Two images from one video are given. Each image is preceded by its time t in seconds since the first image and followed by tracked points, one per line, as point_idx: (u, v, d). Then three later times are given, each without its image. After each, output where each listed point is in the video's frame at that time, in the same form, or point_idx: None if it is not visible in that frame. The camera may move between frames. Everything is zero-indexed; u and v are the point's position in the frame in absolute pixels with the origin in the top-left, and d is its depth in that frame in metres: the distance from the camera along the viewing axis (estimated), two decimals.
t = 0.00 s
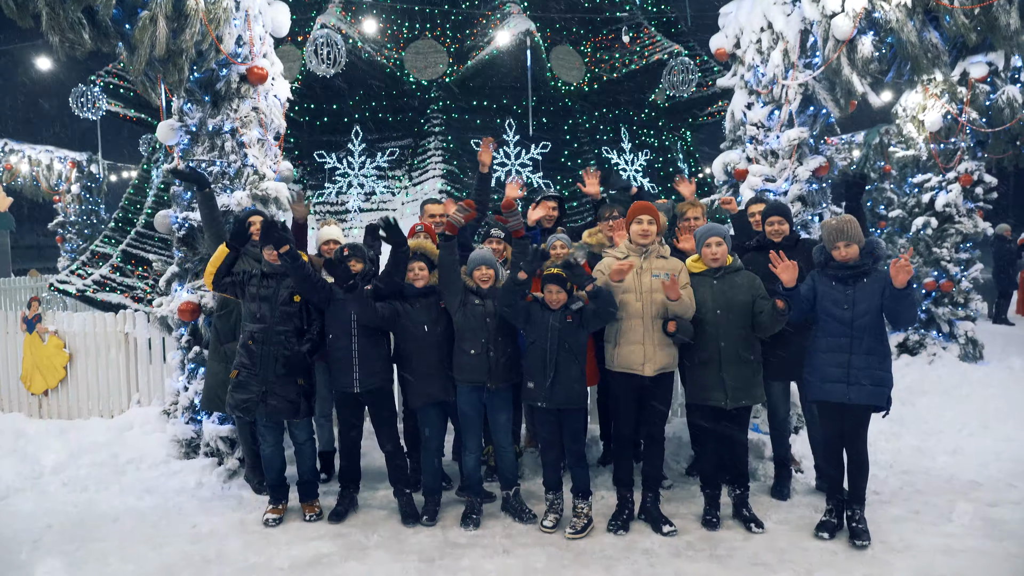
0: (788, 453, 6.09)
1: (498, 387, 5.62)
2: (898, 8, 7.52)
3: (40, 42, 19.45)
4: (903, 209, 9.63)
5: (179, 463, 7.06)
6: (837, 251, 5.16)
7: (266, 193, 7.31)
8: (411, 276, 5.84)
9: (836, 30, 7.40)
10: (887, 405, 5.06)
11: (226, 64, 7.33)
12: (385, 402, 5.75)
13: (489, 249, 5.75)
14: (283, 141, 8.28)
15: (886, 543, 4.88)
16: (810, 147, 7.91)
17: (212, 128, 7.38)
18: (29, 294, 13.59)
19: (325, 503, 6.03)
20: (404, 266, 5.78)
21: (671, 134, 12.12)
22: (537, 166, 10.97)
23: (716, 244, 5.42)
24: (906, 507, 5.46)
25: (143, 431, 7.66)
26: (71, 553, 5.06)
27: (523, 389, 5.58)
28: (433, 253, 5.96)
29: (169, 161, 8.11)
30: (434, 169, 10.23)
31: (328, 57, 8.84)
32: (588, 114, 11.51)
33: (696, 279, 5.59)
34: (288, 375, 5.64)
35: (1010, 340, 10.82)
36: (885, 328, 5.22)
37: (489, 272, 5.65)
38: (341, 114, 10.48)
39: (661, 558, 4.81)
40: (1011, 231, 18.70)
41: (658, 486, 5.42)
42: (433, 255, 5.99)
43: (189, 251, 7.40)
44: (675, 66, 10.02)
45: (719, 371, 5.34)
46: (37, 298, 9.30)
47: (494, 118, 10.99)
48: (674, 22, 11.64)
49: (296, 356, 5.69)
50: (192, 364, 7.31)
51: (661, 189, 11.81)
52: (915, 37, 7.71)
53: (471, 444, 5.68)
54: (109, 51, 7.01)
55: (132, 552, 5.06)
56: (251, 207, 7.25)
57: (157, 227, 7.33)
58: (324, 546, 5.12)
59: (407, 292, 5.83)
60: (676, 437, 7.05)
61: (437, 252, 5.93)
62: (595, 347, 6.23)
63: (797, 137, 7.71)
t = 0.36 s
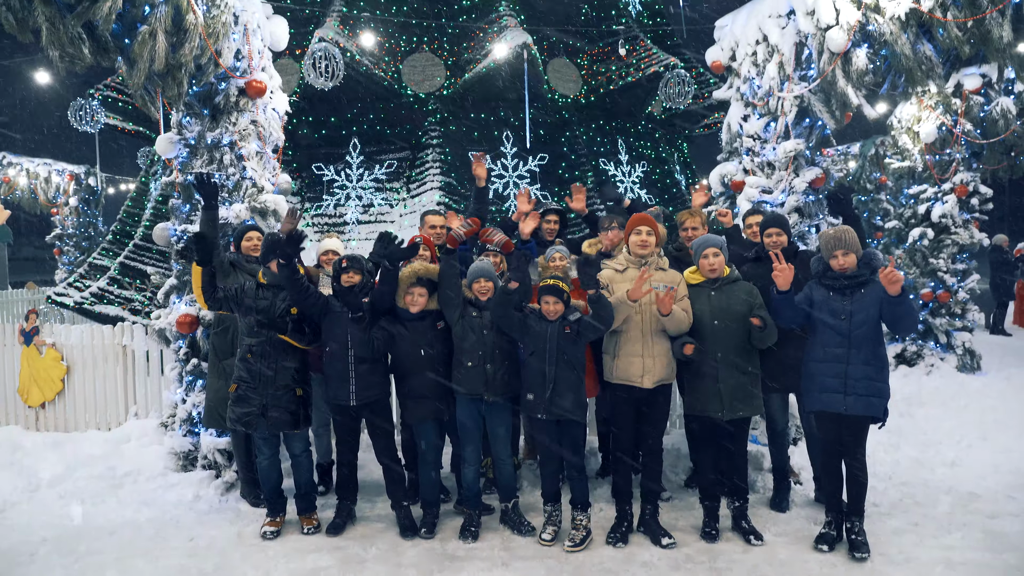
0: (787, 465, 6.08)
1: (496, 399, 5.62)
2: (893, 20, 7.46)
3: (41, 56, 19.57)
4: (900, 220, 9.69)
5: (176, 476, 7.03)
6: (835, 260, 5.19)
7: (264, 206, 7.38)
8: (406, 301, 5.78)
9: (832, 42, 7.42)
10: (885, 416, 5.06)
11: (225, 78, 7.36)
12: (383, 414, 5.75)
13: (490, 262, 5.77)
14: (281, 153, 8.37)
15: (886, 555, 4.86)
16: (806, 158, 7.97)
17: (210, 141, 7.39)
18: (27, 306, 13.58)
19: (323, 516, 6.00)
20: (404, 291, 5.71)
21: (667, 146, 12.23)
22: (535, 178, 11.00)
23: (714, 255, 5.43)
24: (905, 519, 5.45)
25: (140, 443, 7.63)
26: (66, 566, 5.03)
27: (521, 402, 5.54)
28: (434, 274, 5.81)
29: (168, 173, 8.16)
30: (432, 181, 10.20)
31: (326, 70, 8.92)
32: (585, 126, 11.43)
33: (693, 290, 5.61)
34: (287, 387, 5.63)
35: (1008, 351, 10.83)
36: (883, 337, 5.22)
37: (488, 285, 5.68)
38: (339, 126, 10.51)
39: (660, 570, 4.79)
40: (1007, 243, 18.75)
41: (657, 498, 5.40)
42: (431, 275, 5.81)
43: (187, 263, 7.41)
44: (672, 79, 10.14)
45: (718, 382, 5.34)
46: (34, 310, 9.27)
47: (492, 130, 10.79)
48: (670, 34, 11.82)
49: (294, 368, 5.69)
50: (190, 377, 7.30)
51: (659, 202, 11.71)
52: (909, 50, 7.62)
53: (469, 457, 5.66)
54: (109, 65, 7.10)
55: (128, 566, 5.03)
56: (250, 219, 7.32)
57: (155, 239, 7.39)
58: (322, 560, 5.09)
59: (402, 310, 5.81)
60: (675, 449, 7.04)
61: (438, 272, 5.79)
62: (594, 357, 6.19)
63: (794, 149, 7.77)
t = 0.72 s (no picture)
0: (789, 483, 6.04)
1: (497, 416, 5.59)
2: (893, 41, 7.40)
3: (47, 72, 19.75)
4: (902, 237, 9.70)
5: (175, 491, 7.01)
6: (834, 280, 5.19)
7: (267, 220, 7.40)
8: (410, 321, 5.77)
9: (832, 62, 7.37)
10: (887, 434, 5.04)
11: (230, 94, 7.46)
12: (382, 430, 5.74)
13: (492, 280, 5.69)
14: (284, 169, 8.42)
15: None
16: (807, 177, 8.00)
17: (214, 157, 7.49)
18: (29, 319, 13.60)
19: (322, 533, 5.97)
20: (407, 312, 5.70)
21: (670, 163, 12.15)
22: (537, 195, 11.12)
23: (716, 273, 5.44)
24: (908, 540, 5.41)
25: (140, 458, 7.62)
26: None
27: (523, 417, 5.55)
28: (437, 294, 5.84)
29: (171, 188, 8.20)
30: (434, 198, 10.23)
31: (330, 87, 8.99)
32: (588, 144, 11.44)
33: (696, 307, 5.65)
34: (286, 400, 5.61)
35: (1011, 370, 10.79)
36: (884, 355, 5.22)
37: (489, 302, 5.58)
38: (343, 142, 10.60)
39: None
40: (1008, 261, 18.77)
41: (658, 517, 5.36)
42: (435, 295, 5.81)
43: (190, 278, 7.44)
44: (673, 97, 10.15)
45: (719, 399, 5.33)
46: (37, 323, 9.29)
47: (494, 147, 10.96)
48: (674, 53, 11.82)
49: (292, 380, 5.66)
50: (190, 392, 7.29)
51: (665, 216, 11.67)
52: (909, 70, 7.57)
53: (469, 473, 5.64)
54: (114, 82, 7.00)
55: None
56: (252, 234, 7.32)
57: (158, 253, 7.42)
58: None
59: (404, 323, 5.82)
60: (676, 467, 7.01)
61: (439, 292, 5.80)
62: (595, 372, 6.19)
63: (795, 168, 7.79)
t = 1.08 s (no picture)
0: (789, 513, 5.99)
1: (492, 446, 5.55)
2: (885, 70, 7.29)
3: (50, 98, 19.94)
4: (899, 264, 9.71)
5: (169, 520, 6.94)
6: (831, 308, 5.19)
7: (265, 246, 7.53)
8: (403, 345, 5.78)
9: (825, 91, 7.45)
10: (888, 465, 5.00)
11: (230, 122, 7.53)
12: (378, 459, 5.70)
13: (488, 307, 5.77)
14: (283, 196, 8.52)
15: None
16: (803, 205, 8.12)
17: (213, 184, 7.55)
18: (26, 343, 13.55)
19: (316, 563, 5.90)
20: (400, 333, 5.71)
21: (667, 189, 12.11)
22: (535, 221, 11.10)
23: (715, 303, 5.44)
24: (910, 571, 5.35)
25: (134, 485, 7.55)
26: None
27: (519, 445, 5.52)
28: (433, 317, 5.87)
29: (171, 214, 8.25)
30: (433, 224, 10.28)
31: (330, 114, 9.08)
32: (586, 169, 11.43)
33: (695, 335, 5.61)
34: (280, 429, 5.57)
35: (1011, 396, 10.77)
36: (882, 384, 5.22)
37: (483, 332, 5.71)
38: (343, 168, 10.64)
39: None
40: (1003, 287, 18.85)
41: (657, 548, 5.30)
42: (430, 318, 5.85)
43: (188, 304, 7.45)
44: (671, 124, 10.29)
45: (720, 428, 5.30)
46: (34, 349, 9.27)
47: (493, 172, 10.89)
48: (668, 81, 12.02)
49: (288, 409, 5.65)
50: (186, 419, 7.26)
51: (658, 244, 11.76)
52: (902, 100, 7.40)
53: (466, 502, 5.57)
54: (113, 109, 6.78)
55: None
56: (251, 261, 7.41)
57: (157, 279, 7.45)
58: None
59: (399, 352, 5.80)
60: (675, 495, 6.95)
61: (436, 315, 5.84)
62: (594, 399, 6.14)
63: (791, 195, 7.94)
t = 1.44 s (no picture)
0: (790, 544, 5.91)
1: (489, 474, 5.48)
2: (879, 100, 7.25)
3: (53, 126, 20.11)
4: (897, 290, 9.77)
5: (161, 551, 6.84)
6: (829, 338, 5.16)
7: (263, 275, 7.55)
8: (401, 369, 5.77)
9: (821, 120, 7.51)
10: (888, 496, 4.94)
11: (229, 151, 7.59)
12: (374, 490, 5.64)
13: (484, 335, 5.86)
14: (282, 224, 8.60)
15: None
16: (800, 232, 8.19)
17: (212, 213, 7.59)
18: (22, 370, 13.48)
19: None
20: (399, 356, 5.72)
21: (665, 216, 12.25)
22: (533, 248, 11.12)
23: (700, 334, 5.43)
24: None
25: (126, 515, 7.46)
26: None
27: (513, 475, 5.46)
28: (428, 342, 5.87)
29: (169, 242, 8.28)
30: (431, 251, 10.33)
31: (330, 142, 9.14)
32: (583, 197, 11.46)
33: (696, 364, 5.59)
34: (273, 460, 5.50)
35: (1012, 424, 10.70)
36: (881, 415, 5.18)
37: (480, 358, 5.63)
38: (342, 195, 10.68)
39: None
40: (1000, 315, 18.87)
41: None
42: (428, 344, 5.86)
43: (185, 332, 7.43)
44: (667, 152, 10.32)
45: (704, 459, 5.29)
46: (30, 376, 9.23)
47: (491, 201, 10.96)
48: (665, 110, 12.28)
49: (283, 439, 5.57)
50: (181, 448, 7.21)
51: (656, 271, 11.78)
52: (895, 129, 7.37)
53: (462, 533, 5.50)
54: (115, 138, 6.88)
55: None
56: (249, 288, 7.43)
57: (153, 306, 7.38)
58: None
59: (400, 382, 5.76)
60: (675, 526, 6.87)
61: (432, 340, 5.84)
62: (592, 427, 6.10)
63: (788, 223, 7.97)
